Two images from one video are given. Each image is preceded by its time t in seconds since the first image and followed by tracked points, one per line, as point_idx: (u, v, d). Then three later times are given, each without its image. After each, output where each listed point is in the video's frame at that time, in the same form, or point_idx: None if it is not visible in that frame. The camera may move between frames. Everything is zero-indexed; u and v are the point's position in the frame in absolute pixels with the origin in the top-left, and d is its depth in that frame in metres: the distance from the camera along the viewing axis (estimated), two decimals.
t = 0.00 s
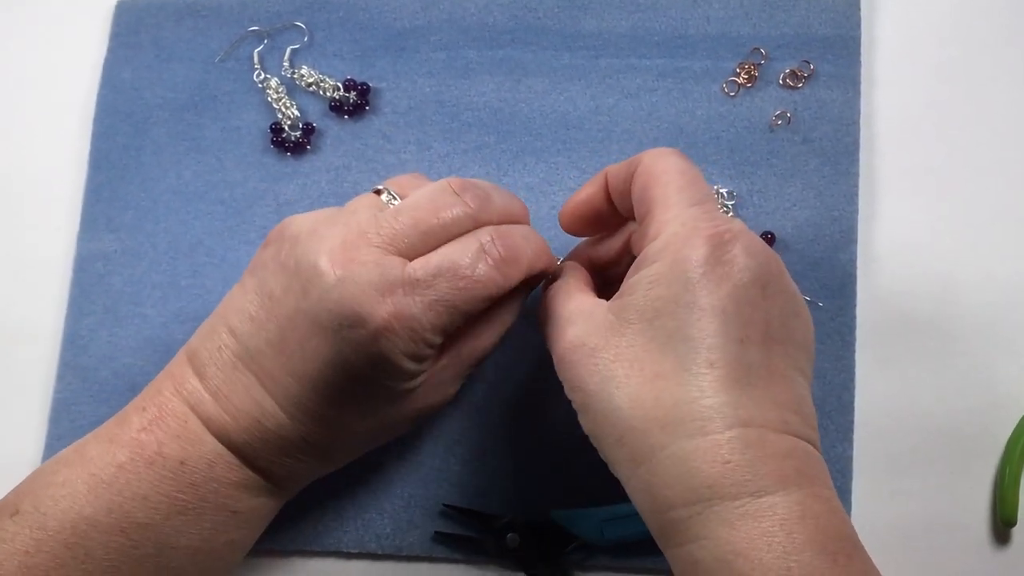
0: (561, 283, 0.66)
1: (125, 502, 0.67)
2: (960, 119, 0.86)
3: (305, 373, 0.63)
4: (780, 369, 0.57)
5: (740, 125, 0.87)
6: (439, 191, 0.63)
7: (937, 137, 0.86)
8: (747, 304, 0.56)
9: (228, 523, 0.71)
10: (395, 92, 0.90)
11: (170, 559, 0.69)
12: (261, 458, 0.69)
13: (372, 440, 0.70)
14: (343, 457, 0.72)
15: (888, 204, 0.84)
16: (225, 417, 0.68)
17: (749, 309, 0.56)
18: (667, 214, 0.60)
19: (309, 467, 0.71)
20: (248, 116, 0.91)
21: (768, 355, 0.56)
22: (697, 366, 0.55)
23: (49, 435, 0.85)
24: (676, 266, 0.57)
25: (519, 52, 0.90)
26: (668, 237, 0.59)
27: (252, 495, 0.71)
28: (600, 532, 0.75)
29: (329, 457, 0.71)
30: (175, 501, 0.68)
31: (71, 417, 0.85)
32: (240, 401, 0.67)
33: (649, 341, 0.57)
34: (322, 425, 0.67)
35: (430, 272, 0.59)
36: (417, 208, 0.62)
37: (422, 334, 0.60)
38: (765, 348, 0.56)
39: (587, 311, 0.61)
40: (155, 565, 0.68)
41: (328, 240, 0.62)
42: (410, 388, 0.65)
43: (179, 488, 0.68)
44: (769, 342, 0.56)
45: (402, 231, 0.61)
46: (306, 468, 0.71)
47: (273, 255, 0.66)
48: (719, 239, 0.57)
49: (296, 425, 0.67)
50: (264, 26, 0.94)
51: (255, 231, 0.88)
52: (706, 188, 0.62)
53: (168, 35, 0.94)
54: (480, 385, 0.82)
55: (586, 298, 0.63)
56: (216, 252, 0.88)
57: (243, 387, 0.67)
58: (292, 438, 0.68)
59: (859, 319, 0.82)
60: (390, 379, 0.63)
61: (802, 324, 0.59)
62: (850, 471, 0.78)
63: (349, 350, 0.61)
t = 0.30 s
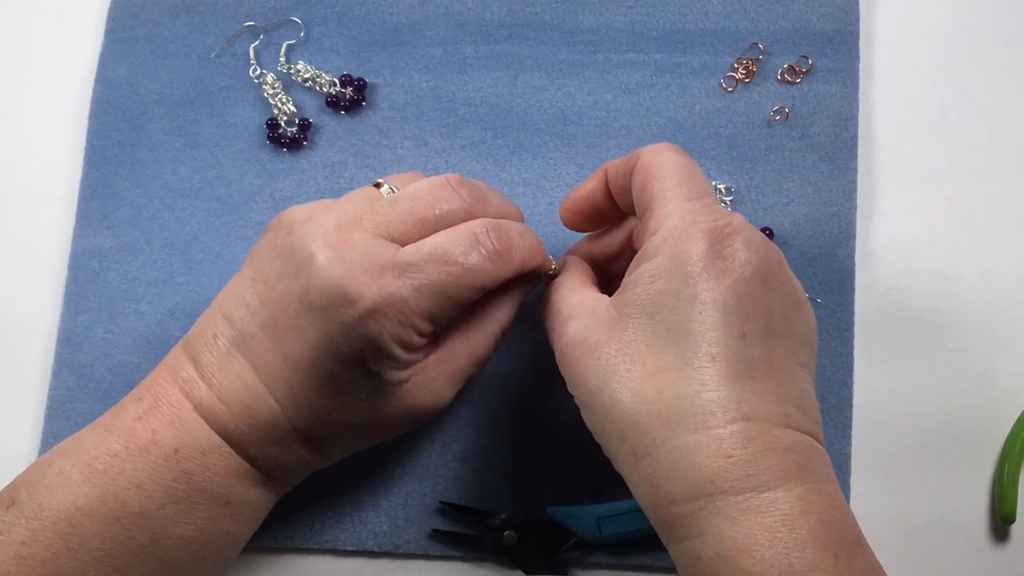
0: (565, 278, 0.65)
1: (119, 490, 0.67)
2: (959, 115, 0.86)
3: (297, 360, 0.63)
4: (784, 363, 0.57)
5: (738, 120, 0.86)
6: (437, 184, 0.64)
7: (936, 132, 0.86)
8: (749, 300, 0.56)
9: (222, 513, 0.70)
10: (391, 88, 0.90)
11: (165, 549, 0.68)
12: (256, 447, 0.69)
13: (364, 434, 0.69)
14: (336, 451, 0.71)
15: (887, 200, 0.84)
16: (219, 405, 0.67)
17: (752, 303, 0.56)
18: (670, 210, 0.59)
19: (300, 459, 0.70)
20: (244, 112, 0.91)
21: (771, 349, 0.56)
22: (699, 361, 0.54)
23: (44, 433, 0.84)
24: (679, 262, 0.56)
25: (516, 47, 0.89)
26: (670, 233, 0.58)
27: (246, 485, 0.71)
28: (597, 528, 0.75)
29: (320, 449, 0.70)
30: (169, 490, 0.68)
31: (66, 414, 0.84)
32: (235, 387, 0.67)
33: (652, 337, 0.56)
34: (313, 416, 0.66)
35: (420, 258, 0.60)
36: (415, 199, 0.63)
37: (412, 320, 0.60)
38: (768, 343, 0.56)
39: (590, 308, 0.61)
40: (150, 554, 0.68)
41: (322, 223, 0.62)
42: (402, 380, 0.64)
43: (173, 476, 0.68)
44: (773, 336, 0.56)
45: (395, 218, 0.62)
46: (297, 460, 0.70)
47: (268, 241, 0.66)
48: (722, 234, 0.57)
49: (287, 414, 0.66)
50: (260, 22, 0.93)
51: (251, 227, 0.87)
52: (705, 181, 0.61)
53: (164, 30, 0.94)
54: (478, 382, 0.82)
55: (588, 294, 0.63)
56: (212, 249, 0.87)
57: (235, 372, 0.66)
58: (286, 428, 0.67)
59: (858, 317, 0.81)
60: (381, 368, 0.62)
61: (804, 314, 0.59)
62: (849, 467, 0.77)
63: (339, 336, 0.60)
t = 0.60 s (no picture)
0: (476, 438, 0.58)
1: (91, 442, 0.69)
2: (957, 113, 0.86)
3: (256, 275, 0.68)
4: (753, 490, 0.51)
5: (736, 118, 0.86)
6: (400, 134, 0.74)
7: (934, 130, 0.85)
8: (675, 466, 0.49)
9: (183, 465, 0.70)
10: (389, 86, 0.90)
11: (127, 501, 0.68)
12: (220, 391, 0.70)
13: (324, 369, 0.68)
14: (306, 406, 0.70)
15: (885, 197, 0.84)
16: (193, 356, 0.71)
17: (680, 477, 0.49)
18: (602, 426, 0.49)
19: (266, 409, 0.70)
20: (242, 110, 0.91)
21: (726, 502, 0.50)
22: (642, 528, 0.49)
23: (41, 431, 0.84)
24: (610, 463, 0.49)
25: (514, 45, 0.89)
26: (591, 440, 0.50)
27: (207, 435, 0.70)
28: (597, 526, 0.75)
29: (286, 397, 0.70)
30: (136, 438, 0.69)
31: (64, 413, 0.84)
32: (207, 333, 0.71)
33: None
34: (273, 345, 0.68)
35: (366, 157, 0.67)
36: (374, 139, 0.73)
37: (356, 206, 0.65)
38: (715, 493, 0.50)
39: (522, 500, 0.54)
40: (112, 508, 0.67)
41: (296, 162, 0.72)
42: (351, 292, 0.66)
43: (140, 425, 0.70)
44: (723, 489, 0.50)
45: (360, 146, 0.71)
46: (266, 412, 0.70)
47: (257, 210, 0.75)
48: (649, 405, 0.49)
49: (250, 345, 0.69)
50: (257, 19, 0.93)
51: (249, 225, 0.87)
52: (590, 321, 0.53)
53: (162, 28, 0.94)
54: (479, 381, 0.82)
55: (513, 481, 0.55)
56: (210, 247, 0.87)
57: (209, 321, 0.71)
58: (246, 363, 0.69)
59: (857, 315, 0.81)
60: (325, 265, 0.65)
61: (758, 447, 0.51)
62: (848, 465, 0.77)
63: (285, 225, 0.66)
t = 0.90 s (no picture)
0: None
1: (67, 410, 0.71)
2: (957, 111, 0.86)
3: (233, 239, 0.73)
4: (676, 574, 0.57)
5: (736, 115, 0.86)
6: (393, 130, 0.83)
7: (934, 127, 0.85)
8: None
9: (151, 424, 0.71)
10: (389, 84, 0.90)
11: (96, 462, 0.69)
12: (192, 346, 0.73)
13: (290, 318, 0.71)
14: (275, 360, 0.73)
15: (885, 196, 0.84)
16: (173, 324, 0.75)
17: None
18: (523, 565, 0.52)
19: (236, 364, 0.72)
20: (241, 108, 0.91)
21: None
22: None
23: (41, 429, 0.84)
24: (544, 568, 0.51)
25: (514, 43, 0.89)
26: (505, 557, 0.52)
27: (176, 391, 0.72)
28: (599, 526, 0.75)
29: (255, 351, 0.72)
30: (109, 400, 0.71)
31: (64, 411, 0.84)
32: (189, 302, 0.75)
33: None
34: (243, 299, 0.72)
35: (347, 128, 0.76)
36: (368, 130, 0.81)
37: (330, 163, 0.73)
38: None
39: None
40: (82, 470, 0.68)
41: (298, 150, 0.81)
42: (317, 240, 0.71)
43: (114, 389, 0.72)
44: None
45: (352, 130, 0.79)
46: (236, 368, 0.72)
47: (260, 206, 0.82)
48: (553, 518, 0.53)
49: (222, 303, 0.72)
50: (257, 17, 0.93)
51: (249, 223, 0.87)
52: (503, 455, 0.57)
53: (161, 27, 0.94)
54: (480, 379, 0.81)
55: None
56: (210, 245, 0.87)
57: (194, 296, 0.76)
58: (218, 318, 0.73)
59: (857, 312, 0.81)
60: (292, 212, 0.71)
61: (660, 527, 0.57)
62: (848, 463, 0.77)
63: (261, 184, 0.73)
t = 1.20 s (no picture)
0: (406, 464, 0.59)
1: (62, 404, 0.72)
2: (958, 112, 0.86)
3: (228, 232, 0.74)
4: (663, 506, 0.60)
5: (736, 117, 0.86)
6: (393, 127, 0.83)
7: (934, 129, 0.85)
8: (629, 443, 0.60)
9: (142, 417, 0.71)
10: (389, 86, 0.90)
11: (89, 455, 0.69)
12: (184, 340, 0.73)
13: (278, 309, 0.71)
14: (264, 352, 0.72)
15: (885, 198, 0.84)
16: (168, 318, 0.76)
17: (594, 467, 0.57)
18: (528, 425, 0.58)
19: (226, 356, 0.72)
20: (241, 109, 0.91)
21: (636, 500, 0.58)
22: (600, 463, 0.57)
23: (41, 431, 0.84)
24: (546, 436, 0.57)
25: (514, 45, 0.89)
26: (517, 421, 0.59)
27: (167, 385, 0.72)
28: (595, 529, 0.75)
29: (245, 342, 0.72)
30: (102, 393, 0.72)
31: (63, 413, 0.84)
32: (184, 297, 0.76)
33: (538, 553, 0.55)
34: (233, 290, 0.72)
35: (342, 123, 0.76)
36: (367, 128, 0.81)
37: (322, 156, 0.73)
38: (627, 482, 0.58)
39: (460, 509, 0.56)
40: (74, 463, 0.69)
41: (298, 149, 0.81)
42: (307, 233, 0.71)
43: (107, 383, 0.73)
44: (632, 486, 0.58)
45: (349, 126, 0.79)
46: (227, 360, 0.72)
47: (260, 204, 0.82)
48: (563, 408, 0.58)
49: (213, 295, 0.73)
50: (257, 18, 0.93)
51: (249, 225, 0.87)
52: (546, 341, 0.62)
53: (161, 28, 0.94)
54: (480, 382, 0.82)
55: (461, 488, 0.58)
56: (210, 246, 0.87)
57: (189, 292, 0.76)
58: (209, 311, 0.73)
59: (857, 314, 0.81)
60: (281, 204, 0.71)
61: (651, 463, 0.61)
62: (849, 467, 0.77)
63: (255, 178, 0.73)
